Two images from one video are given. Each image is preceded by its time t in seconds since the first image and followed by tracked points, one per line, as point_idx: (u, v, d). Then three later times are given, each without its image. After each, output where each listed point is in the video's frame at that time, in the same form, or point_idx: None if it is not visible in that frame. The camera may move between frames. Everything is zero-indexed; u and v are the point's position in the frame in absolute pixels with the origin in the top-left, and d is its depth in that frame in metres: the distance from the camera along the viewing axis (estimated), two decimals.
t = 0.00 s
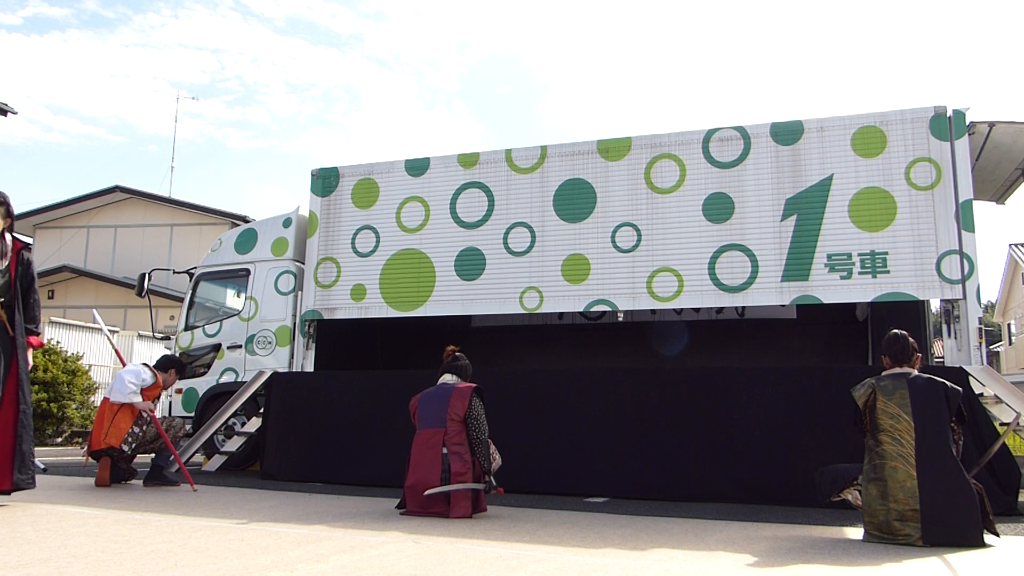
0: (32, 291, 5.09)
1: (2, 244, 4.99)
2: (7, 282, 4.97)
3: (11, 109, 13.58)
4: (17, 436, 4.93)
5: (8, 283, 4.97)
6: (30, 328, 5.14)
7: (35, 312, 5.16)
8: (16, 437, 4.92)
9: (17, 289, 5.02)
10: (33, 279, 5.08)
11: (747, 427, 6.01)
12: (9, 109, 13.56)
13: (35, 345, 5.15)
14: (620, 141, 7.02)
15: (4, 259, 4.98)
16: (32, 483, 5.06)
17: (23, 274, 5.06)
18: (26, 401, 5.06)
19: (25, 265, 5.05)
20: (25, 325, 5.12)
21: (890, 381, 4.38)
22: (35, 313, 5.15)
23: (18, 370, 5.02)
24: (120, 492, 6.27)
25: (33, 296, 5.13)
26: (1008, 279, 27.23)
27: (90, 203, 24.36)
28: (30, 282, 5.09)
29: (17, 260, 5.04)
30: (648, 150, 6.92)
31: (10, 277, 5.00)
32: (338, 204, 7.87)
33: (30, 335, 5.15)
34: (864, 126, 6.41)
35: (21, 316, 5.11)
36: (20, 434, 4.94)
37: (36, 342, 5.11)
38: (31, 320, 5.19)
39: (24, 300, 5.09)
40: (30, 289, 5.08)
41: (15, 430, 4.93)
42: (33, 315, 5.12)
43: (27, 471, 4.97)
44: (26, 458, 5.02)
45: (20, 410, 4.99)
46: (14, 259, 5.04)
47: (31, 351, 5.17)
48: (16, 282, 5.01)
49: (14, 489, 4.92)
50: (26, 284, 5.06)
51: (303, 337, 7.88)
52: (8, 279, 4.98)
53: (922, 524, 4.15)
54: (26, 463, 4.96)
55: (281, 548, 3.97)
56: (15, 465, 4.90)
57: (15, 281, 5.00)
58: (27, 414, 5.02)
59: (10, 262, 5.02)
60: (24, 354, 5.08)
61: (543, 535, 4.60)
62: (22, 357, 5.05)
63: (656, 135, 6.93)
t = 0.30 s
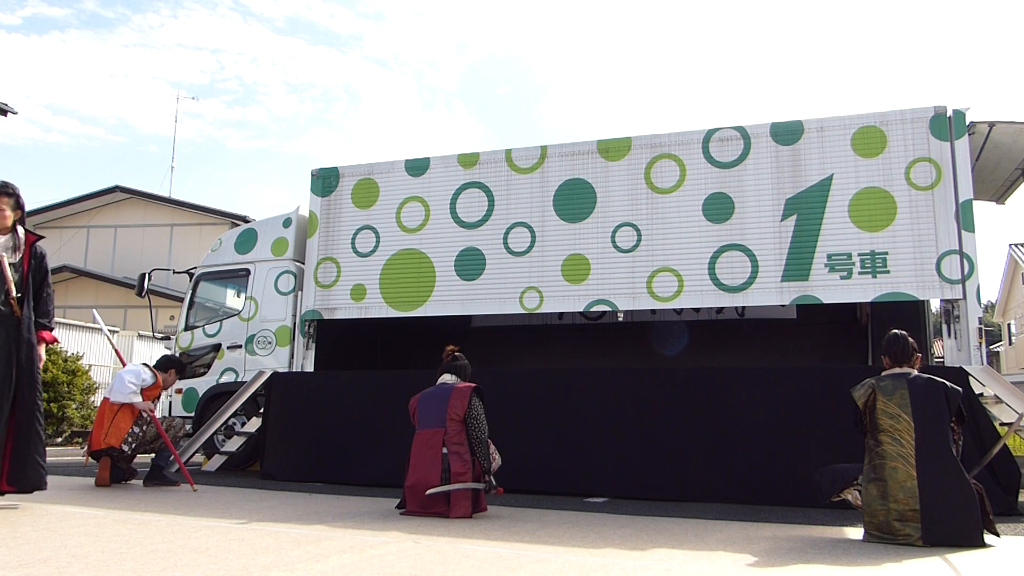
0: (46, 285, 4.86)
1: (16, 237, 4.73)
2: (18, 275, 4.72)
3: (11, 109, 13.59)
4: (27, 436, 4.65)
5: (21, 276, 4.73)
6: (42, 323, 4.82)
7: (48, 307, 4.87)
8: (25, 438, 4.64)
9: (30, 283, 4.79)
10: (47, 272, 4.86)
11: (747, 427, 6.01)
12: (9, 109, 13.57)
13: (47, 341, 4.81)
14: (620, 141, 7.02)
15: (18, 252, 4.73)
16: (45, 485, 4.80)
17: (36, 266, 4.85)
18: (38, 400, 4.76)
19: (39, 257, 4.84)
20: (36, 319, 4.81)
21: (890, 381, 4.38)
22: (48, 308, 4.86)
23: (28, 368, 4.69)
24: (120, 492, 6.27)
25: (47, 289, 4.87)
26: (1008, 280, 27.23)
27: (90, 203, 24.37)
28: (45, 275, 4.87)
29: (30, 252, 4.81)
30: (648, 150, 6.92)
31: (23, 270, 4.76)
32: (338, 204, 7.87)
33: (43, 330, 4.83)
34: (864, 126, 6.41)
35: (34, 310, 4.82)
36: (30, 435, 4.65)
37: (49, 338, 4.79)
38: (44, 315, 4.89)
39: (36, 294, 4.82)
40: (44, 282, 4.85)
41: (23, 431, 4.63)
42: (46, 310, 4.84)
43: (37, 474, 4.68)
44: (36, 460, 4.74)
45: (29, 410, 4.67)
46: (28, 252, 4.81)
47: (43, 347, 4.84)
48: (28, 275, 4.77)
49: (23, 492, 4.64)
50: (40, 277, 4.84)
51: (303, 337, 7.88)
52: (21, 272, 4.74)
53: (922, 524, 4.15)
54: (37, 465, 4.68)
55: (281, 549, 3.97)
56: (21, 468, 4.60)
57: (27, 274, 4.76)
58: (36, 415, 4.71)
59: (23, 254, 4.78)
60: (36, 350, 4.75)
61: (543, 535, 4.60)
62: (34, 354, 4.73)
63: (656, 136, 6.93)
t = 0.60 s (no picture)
0: (52, 282, 4.86)
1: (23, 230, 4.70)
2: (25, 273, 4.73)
3: (11, 109, 13.59)
4: (40, 436, 4.63)
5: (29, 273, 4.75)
6: (49, 322, 4.82)
7: (54, 306, 4.86)
8: (37, 439, 4.62)
9: (37, 281, 4.79)
10: (54, 270, 4.87)
11: (746, 427, 6.01)
12: (9, 109, 13.56)
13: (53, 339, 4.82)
14: (620, 141, 7.02)
15: (26, 249, 4.73)
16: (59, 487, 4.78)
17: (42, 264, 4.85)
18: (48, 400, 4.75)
19: (46, 255, 4.85)
20: (42, 318, 4.81)
21: (890, 381, 4.38)
22: (54, 308, 4.85)
23: (37, 367, 4.68)
24: (119, 492, 6.27)
25: (52, 287, 4.86)
26: (1008, 279, 27.23)
27: (90, 203, 24.37)
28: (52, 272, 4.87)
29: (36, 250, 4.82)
30: (648, 150, 6.92)
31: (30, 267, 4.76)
32: (338, 204, 7.87)
33: (48, 329, 4.82)
34: (864, 126, 6.41)
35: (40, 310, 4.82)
36: (42, 435, 4.64)
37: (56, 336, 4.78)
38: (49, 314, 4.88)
39: (43, 292, 4.82)
40: (51, 279, 4.85)
41: (35, 431, 4.62)
42: (52, 309, 4.83)
43: (51, 475, 4.66)
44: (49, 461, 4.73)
45: (40, 410, 4.66)
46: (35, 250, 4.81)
47: (48, 346, 4.81)
48: (36, 273, 4.79)
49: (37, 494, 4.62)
50: (48, 275, 4.85)
51: (303, 337, 7.88)
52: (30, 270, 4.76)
53: (922, 524, 4.15)
54: (50, 466, 4.66)
55: (281, 549, 3.97)
56: (35, 468, 4.60)
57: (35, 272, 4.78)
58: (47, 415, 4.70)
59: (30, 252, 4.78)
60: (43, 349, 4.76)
61: (542, 535, 4.60)
62: (42, 353, 4.73)
63: (656, 136, 6.93)
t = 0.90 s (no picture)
0: (56, 278, 4.84)
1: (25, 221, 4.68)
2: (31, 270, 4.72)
3: (11, 109, 13.58)
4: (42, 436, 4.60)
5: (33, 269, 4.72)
6: (53, 320, 4.82)
7: (59, 302, 4.85)
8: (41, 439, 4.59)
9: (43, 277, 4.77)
10: (57, 266, 4.83)
11: (746, 427, 6.01)
12: (9, 109, 13.55)
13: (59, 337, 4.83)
14: (620, 141, 7.02)
15: (30, 244, 4.69)
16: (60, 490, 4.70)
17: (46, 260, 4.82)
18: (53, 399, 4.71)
19: (49, 250, 4.81)
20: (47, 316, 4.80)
21: (890, 381, 4.38)
22: (59, 304, 4.84)
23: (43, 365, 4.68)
24: (119, 492, 6.27)
25: (56, 284, 4.86)
26: (1008, 279, 27.23)
27: (90, 203, 24.37)
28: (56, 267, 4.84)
29: (40, 245, 4.79)
30: (648, 150, 6.92)
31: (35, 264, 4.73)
32: (338, 204, 7.87)
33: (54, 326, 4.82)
34: (864, 126, 6.41)
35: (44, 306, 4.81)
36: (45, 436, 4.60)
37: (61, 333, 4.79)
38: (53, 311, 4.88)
39: (47, 289, 4.81)
40: (54, 275, 4.82)
41: (38, 432, 4.58)
42: (58, 306, 4.82)
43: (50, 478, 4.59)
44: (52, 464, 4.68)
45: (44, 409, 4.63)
46: (37, 244, 4.78)
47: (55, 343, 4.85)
48: (40, 270, 4.76)
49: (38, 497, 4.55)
50: (50, 271, 4.81)
51: (303, 337, 7.88)
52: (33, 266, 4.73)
53: (922, 524, 4.15)
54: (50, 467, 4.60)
55: (281, 549, 3.97)
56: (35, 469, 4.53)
57: (39, 269, 4.76)
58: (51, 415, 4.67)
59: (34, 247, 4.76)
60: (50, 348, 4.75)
61: (542, 535, 4.60)
62: (49, 351, 4.72)
63: (656, 136, 6.93)
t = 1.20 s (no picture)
0: (62, 271, 4.79)
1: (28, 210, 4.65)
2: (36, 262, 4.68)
3: (10, 108, 13.57)
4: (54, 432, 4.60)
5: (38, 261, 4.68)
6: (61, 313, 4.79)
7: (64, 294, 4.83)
8: (52, 435, 4.59)
9: (49, 270, 4.73)
10: (63, 257, 4.80)
11: (747, 427, 6.01)
12: (9, 109, 13.54)
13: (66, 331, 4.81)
14: (620, 141, 7.02)
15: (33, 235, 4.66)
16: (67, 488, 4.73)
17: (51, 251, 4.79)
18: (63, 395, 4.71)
19: (53, 241, 4.78)
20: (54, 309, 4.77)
21: (890, 381, 4.38)
22: (64, 297, 4.80)
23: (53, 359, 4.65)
24: (119, 493, 6.27)
25: (62, 276, 4.82)
26: (1008, 279, 27.23)
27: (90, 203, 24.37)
28: (61, 260, 4.80)
29: (45, 236, 4.76)
30: (648, 150, 6.92)
31: (39, 255, 4.70)
32: (338, 204, 7.87)
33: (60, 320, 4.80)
34: (864, 126, 6.41)
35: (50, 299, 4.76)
36: (56, 432, 4.60)
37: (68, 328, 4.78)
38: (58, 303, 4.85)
39: (53, 281, 4.77)
40: (59, 268, 4.77)
41: (49, 428, 4.58)
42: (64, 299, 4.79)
43: (61, 474, 4.62)
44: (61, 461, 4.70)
45: (55, 404, 4.62)
46: (41, 235, 4.74)
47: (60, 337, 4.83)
48: (45, 261, 4.72)
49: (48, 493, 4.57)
50: (56, 264, 4.77)
51: (303, 337, 7.88)
52: (39, 258, 4.69)
53: (922, 524, 4.15)
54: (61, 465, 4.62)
55: (281, 549, 3.97)
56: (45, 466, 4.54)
57: (45, 261, 4.72)
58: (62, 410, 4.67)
59: (38, 238, 4.72)
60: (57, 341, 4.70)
61: (542, 535, 4.60)
62: (58, 345, 4.69)
63: (656, 136, 6.93)
